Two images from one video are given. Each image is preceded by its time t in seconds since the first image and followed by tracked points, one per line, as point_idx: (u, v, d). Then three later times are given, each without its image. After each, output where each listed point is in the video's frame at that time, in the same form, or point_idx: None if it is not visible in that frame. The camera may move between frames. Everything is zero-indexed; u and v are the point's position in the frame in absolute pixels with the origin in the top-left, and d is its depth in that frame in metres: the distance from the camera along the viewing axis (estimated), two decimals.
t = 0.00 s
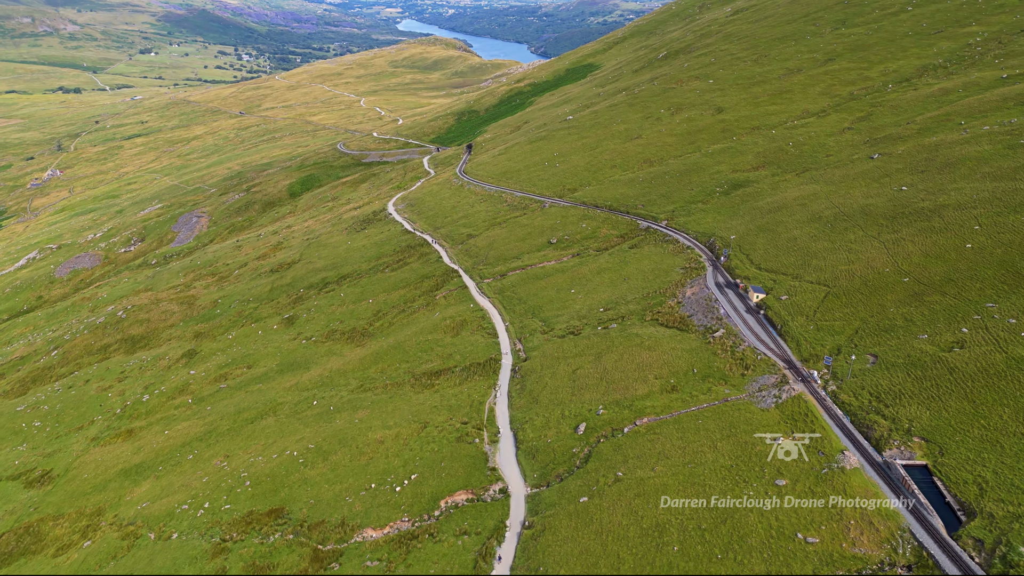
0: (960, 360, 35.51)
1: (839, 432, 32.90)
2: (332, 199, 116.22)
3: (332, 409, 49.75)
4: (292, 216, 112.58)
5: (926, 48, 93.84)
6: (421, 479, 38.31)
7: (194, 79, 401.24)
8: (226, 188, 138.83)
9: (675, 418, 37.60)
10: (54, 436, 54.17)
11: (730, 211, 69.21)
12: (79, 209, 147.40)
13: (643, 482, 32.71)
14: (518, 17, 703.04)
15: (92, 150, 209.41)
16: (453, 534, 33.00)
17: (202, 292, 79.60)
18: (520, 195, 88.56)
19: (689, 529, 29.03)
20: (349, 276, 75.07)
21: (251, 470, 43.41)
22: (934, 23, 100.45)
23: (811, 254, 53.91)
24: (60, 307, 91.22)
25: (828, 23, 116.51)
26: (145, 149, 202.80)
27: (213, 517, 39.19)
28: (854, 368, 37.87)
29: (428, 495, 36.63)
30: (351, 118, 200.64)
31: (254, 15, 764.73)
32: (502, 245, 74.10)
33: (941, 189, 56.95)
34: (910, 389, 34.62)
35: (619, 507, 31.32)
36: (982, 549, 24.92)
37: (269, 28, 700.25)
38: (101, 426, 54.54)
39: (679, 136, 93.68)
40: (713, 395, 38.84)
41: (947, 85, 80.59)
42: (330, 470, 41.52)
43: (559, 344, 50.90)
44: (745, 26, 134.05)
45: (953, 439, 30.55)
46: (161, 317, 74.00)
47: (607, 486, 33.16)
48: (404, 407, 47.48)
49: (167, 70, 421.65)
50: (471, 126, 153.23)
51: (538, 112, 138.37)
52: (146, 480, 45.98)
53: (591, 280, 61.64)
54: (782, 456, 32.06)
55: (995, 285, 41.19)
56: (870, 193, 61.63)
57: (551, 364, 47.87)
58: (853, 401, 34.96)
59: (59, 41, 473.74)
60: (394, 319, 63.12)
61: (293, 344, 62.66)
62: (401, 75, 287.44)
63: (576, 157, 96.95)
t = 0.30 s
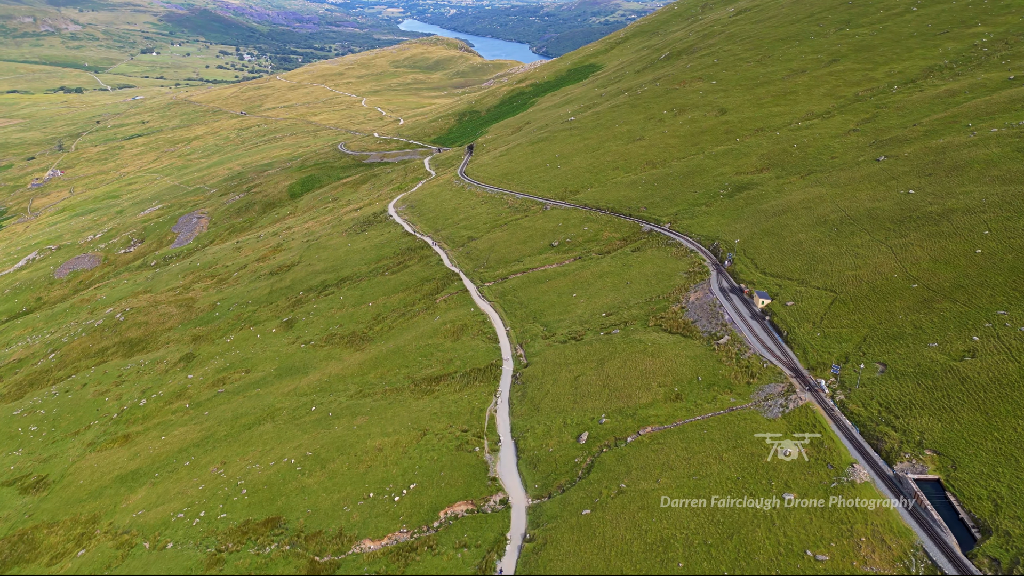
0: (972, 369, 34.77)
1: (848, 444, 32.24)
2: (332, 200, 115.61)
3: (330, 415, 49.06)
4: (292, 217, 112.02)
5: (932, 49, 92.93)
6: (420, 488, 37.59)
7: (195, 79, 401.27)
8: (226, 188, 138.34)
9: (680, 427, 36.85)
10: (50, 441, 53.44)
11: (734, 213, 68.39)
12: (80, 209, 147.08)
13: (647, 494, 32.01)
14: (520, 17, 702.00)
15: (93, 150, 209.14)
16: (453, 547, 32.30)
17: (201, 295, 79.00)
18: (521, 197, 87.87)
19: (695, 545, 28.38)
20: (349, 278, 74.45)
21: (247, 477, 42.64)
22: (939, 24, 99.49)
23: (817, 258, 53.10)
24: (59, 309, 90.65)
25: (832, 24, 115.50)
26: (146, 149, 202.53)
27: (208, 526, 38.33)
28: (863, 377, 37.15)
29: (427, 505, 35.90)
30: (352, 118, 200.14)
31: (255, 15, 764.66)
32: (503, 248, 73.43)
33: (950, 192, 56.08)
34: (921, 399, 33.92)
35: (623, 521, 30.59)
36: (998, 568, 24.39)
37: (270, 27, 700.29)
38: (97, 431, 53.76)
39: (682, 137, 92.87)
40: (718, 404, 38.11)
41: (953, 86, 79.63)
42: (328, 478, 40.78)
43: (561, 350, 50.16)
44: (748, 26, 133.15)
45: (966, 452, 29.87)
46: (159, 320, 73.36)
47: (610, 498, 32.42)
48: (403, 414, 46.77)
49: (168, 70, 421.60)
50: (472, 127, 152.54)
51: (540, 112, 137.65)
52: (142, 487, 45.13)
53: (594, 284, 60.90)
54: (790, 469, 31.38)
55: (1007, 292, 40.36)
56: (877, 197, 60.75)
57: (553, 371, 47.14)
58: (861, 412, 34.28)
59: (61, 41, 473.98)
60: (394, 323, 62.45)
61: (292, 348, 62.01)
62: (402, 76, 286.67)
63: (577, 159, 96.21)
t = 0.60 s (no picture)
0: (985, 379, 34.00)
1: (858, 457, 31.55)
2: (332, 201, 115.03)
3: (329, 421, 48.32)
4: (292, 218, 111.51)
5: (937, 50, 91.95)
6: (420, 499, 36.86)
7: (197, 79, 401.39)
8: (227, 189, 137.94)
9: (684, 437, 36.11)
10: (46, 446, 52.70)
11: (739, 217, 67.53)
12: (80, 209, 146.85)
13: (652, 507, 31.30)
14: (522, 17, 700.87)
15: (94, 150, 209.09)
16: (452, 560, 31.57)
17: (200, 297, 78.47)
18: (523, 199, 87.20)
19: (701, 561, 27.73)
20: (349, 281, 73.85)
21: (244, 485, 41.86)
22: (944, 25, 98.49)
23: (823, 263, 52.28)
24: (58, 311, 90.07)
25: (836, 24, 114.46)
26: (147, 149, 202.36)
27: (204, 536, 37.51)
28: (872, 387, 36.40)
29: (426, 516, 35.13)
30: (353, 119, 199.57)
31: (257, 15, 764.90)
32: (504, 251, 72.74)
33: (958, 196, 55.19)
34: (933, 411, 33.18)
35: (627, 536, 29.86)
36: None
37: (272, 27, 700.72)
38: (93, 436, 53.04)
39: (685, 139, 92.04)
40: (724, 413, 37.37)
41: (960, 88, 78.66)
42: (326, 487, 40.06)
43: (563, 355, 49.42)
44: (751, 27, 132.24)
45: (981, 467, 29.13)
46: (158, 323, 72.80)
47: (613, 511, 31.65)
48: (402, 420, 46.06)
49: (170, 70, 421.81)
50: (474, 127, 151.88)
51: (542, 113, 136.90)
52: (138, 494, 44.32)
53: (596, 288, 60.17)
54: (798, 483, 30.69)
55: (1019, 299, 39.52)
56: (884, 200, 59.87)
57: (555, 377, 46.36)
58: (871, 423, 33.60)
59: (63, 41, 474.86)
60: (394, 327, 61.81)
61: (291, 352, 61.35)
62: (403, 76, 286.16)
63: (579, 160, 95.48)
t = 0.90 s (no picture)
0: (999, 390, 33.21)
1: (868, 470, 30.85)
2: (333, 203, 114.45)
3: (328, 428, 47.62)
4: (293, 219, 111.00)
5: (944, 50, 90.85)
6: (419, 509, 36.10)
7: (199, 79, 401.52)
8: (228, 190, 137.51)
9: (689, 447, 35.39)
10: (42, 452, 52.04)
11: (743, 220, 66.68)
12: (81, 210, 146.59)
13: (656, 521, 30.57)
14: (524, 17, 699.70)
15: (95, 150, 209.02)
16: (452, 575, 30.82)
17: (200, 299, 77.94)
18: (524, 201, 86.49)
19: None
20: (349, 284, 73.22)
21: (241, 494, 41.10)
22: (951, 25, 97.40)
23: (830, 268, 51.46)
24: (57, 312, 89.53)
25: (841, 24, 113.39)
26: (148, 149, 202.09)
27: (200, 546, 36.69)
28: (882, 397, 35.71)
29: (426, 527, 34.37)
30: (354, 119, 199.03)
31: (259, 15, 765.31)
32: (506, 253, 72.03)
33: (967, 200, 54.29)
34: (945, 423, 32.44)
35: (631, 551, 29.11)
36: None
37: (274, 27, 700.93)
38: (90, 441, 52.39)
39: (688, 140, 91.20)
40: (730, 423, 36.63)
41: (967, 89, 77.66)
42: (324, 496, 39.28)
43: (566, 361, 48.65)
44: (755, 27, 131.21)
45: (996, 482, 28.37)
46: (157, 326, 72.26)
47: (617, 525, 30.91)
48: (402, 427, 45.33)
49: (172, 70, 421.88)
50: (475, 128, 151.17)
51: (544, 114, 136.10)
52: (134, 502, 43.55)
53: (599, 292, 59.42)
54: (808, 498, 29.97)
55: None
56: (891, 204, 58.97)
57: (557, 384, 45.62)
58: (882, 435, 32.94)
59: (65, 41, 475.71)
60: (394, 331, 61.13)
61: (290, 356, 60.72)
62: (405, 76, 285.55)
63: (582, 162, 94.69)
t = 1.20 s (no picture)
0: (1013, 402, 32.49)
1: (879, 484, 30.20)
2: (334, 204, 113.85)
3: (326, 435, 46.89)
4: (294, 221, 110.51)
5: (951, 51, 89.78)
6: (419, 520, 35.32)
7: (201, 79, 401.61)
8: (228, 191, 137.08)
9: (695, 459, 34.66)
10: (39, 457, 51.44)
11: (748, 223, 65.84)
12: (82, 210, 146.37)
13: (662, 536, 29.83)
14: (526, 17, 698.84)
15: (97, 150, 208.99)
16: None
17: (199, 302, 77.35)
18: (526, 203, 85.77)
19: None
20: (349, 287, 72.62)
21: (238, 502, 40.32)
22: (957, 26, 96.37)
23: (837, 274, 50.61)
24: (57, 314, 89.02)
25: (846, 25, 112.28)
26: (150, 150, 201.95)
27: (195, 556, 35.88)
28: (892, 408, 35.05)
29: (425, 540, 33.56)
30: (356, 120, 198.50)
31: (262, 15, 765.86)
32: (507, 257, 71.30)
33: (977, 204, 53.38)
34: (958, 435, 31.77)
35: (636, 567, 28.34)
36: None
37: (276, 27, 701.33)
38: (87, 446, 51.74)
39: (692, 142, 90.35)
40: (737, 433, 35.92)
41: (974, 90, 76.68)
42: (322, 506, 38.48)
43: (568, 368, 47.88)
44: (759, 27, 130.18)
45: (1012, 498, 27.68)
46: (155, 329, 71.73)
47: (621, 539, 30.18)
48: (402, 435, 44.59)
49: (174, 70, 422.18)
50: (477, 129, 150.48)
51: (546, 115, 135.29)
52: (130, 509, 42.78)
53: (602, 297, 58.63)
54: (818, 513, 29.27)
55: None
56: (899, 208, 58.04)
57: (560, 391, 44.85)
58: (893, 448, 32.34)
59: (68, 40, 476.56)
60: (394, 336, 60.44)
61: (289, 360, 60.06)
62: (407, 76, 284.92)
63: (584, 164, 93.91)
